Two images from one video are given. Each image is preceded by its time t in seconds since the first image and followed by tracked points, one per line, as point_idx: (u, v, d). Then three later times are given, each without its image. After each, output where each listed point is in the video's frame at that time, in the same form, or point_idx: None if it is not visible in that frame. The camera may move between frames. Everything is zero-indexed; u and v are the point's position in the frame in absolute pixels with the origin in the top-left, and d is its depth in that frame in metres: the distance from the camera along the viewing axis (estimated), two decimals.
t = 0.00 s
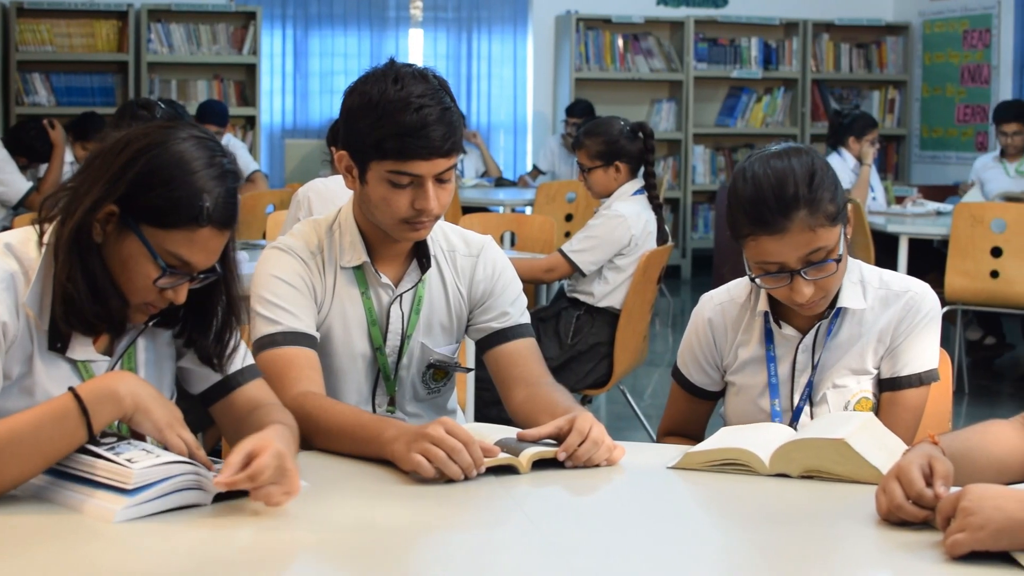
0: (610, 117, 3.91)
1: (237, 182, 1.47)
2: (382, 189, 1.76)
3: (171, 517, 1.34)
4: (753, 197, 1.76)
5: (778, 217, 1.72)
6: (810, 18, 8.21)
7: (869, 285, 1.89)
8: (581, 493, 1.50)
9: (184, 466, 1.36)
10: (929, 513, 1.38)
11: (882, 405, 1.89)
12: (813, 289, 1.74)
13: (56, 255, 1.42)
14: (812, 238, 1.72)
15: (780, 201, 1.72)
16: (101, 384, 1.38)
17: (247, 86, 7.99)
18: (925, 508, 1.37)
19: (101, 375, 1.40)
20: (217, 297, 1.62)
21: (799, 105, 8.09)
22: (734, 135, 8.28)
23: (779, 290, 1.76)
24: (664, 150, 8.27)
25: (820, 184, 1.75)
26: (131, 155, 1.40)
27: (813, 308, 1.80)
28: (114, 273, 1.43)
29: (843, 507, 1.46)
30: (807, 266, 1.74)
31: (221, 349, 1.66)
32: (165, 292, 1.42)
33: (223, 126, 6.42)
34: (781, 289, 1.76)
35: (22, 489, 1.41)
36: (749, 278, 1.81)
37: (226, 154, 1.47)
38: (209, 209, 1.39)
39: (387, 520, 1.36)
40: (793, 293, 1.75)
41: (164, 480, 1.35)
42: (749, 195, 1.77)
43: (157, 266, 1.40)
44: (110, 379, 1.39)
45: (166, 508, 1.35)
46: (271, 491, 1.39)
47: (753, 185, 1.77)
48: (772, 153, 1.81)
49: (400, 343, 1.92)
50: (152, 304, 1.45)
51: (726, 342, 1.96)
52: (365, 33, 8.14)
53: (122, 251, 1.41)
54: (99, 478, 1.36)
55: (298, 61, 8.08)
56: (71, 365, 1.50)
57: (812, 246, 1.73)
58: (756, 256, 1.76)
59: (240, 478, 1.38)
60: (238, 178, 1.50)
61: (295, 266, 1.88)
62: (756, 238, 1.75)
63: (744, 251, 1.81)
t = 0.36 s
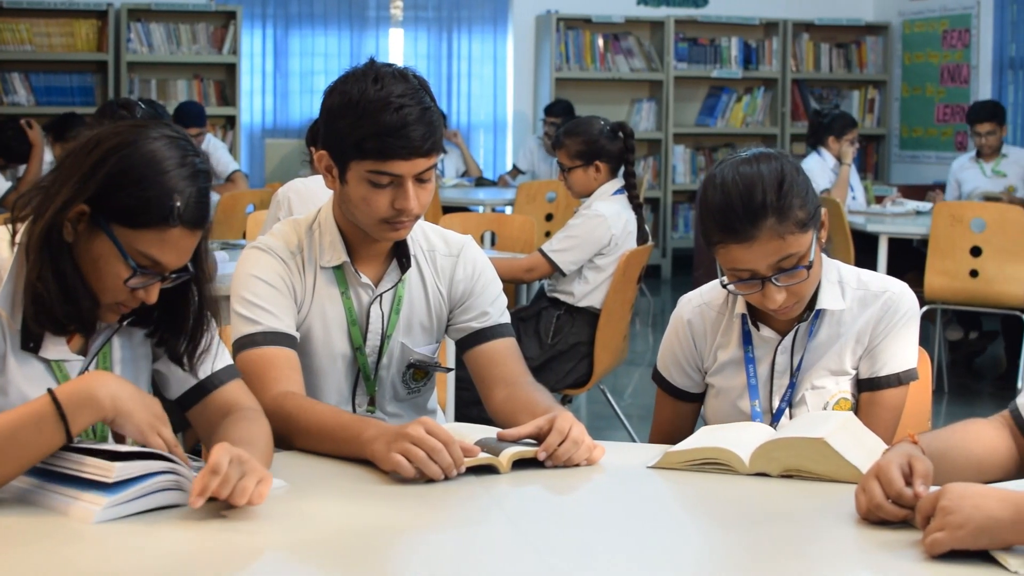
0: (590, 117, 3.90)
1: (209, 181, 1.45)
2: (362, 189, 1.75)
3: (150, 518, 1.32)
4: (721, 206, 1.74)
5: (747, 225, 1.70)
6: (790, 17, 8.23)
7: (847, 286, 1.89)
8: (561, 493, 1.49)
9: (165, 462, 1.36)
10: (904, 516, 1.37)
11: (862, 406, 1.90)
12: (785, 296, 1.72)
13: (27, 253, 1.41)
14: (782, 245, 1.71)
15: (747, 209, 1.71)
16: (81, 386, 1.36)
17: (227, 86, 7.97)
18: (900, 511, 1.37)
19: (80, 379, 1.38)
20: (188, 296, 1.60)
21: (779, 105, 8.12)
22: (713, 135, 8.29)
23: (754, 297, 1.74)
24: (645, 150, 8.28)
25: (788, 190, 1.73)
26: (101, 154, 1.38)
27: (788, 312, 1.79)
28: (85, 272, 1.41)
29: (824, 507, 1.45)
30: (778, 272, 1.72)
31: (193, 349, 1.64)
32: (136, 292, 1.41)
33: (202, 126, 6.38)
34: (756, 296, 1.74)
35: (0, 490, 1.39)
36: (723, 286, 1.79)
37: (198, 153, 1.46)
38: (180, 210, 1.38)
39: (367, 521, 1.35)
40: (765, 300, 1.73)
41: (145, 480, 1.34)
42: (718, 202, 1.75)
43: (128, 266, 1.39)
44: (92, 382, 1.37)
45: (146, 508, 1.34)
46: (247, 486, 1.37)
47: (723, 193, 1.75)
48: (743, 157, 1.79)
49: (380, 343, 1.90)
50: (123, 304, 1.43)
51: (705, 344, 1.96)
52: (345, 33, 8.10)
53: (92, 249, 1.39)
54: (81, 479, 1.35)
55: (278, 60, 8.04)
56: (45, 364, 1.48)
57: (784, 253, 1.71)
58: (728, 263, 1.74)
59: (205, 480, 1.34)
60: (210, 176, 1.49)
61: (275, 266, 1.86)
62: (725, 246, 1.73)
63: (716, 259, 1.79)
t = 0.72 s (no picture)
0: (568, 116, 3.90)
1: (186, 184, 1.44)
2: (340, 188, 1.73)
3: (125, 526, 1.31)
4: (694, 212, 1.72)
5: (721, 232, 1.69)
6: (768, 18, 8.26)
7: (824, 286, 1.89)
8: (540, 493, 1.49)
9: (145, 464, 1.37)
10: (876, 519, 1.37)
11: (839, 406, 1.90)
12: (758, 302, 1.72)
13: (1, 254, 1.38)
14: (756, 252, 1.70)
15: (721, 217, 1.69)
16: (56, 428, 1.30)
17: (205, 86, 7.94)
18: (872, 514, 1.37)
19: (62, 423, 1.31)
20: (167, 295, 1.60)
21: (757, 105, 8.14)
22: (691, 135, 8.31)
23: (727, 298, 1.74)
24: (622, 149, 8.29)
25: (762, 196, 1.71)
26: (78, 154, 1.36)
27: (761, 316, 1.80)
28: (59, 272, 1.39)
29: (802, 505, 1.45)
30: (751, 278, 1.71)
31: (172, 349, 1.62)
32: (111, 294, 1.40)
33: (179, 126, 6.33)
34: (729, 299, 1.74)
35: None
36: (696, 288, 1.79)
37: (175, 156, 1.44)
38: (157, 212, 1.37)
39: (344, 523, 1.34)
40: (739, 305, 1.74)
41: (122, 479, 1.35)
42: (693, 208, 1.72)
43: (102, 268, 1.37)
44: (60, 432, 1.29)
45: (123, 510, 1.35)
46: (235, 476, 1.40)
47: (695, 199, 1.73)
48: (717, 161, 1.76)
49: (358, 342, 1.89)
50: (98, 305, 1.42)
51: (684, 343, 1.95)
52: (322, 33, 8.06)
53: (68, 250, 1.37)
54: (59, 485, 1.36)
55: (256, 60, 7.99)
56: (21, 363, 1.47)
57: (757, 260, 1.70)
58: (701, 268, 1.73)
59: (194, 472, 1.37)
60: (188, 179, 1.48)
61: (252, 266, 1.84)
62: (699, 253, 1.71)
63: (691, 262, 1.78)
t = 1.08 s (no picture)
0: (551, 116, 3.89)
1: (166, 186, 1.41)
2: (322, 188, 1.72)
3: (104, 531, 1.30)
4: (678, 216, 1.71)
5: (706, 237, 1.68)
6: (750, 18, 8.28)
7: (805, 287, 1.89)
8: (523, 493, 1.48)
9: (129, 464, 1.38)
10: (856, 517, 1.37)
11: (821, 405, 1.90)
12: (744, 305, 1.72)
13: None
14: (742, 256, 1.69)
15: (706, 221, 1.68)
16: (41, 493, 1.27)
17: (188, 85, 7.91)
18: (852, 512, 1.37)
19: (43, 488, 1.28)
20: (148, 300, 1.59)
21: (740, 105, 8.16)
22: (673, 134, 8.32)
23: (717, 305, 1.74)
24: (605, 149, 8.29)
25: (748, 200, 1.71)
26: (54, 152, 1.35)
27: (747, 318, 1.79)
28: (30, 269, 1.38)
29: (785, 504, 1.45)
30: (738, 282, 1.71)
31: (151, 354, 1.62)
32: (81, 293, 1.38)
33: (162, 124, 6.30)
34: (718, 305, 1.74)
35: None
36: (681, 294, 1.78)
37: (154, 156, 1.41)
38: (129, 213, 1.34)
39: (327, 524, 1.33)
40: (726, 308, 1.73)
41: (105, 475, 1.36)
42: (676, 213, 1.72)
43: (70, 266, 1.35)
44: (49, 510, 1.27)
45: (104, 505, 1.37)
46: (225, 475, 1.40)
47: (679, 204, 1.72)
48: (700, 164, 1.75)
49: (340, 342, 1.88)
50: (69, 303, 1.40)
51: (665, 344, 1.94)
52: (305, 32, 8.03)
53: (39, 247, 1.36)
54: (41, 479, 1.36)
55: (238, 60, 7.96)
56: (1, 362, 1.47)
57: (744, 264, 1.70)
58: (687, 273, 1.72)
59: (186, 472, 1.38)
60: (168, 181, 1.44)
61: (233, 266, 1.83)
62: (684, 258, 1.71)
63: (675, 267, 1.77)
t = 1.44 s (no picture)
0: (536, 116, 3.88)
1: (153, 186, 1.40)
2: (307, 189, 1.71)
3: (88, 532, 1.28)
4: (664, 218, 1.71)
5: (693, 238, 1.68)
6: (736, 17, 8.30)
7: (789, 287, 1.89)
8: (509, 492, 1.48)
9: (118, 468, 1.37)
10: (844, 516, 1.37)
11: (806, 405, 1.91)
12: (731, 306, 1.72)
13: None
14: (728, 257, 1.69)
15: (692, 222, 1.68)
16: (25, 497, 1.26)
17: (173, 85, 7.89)
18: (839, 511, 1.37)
19: (26, 491, 1.27)
20: (133, 303, 1.57)
21: (725, 105, 8.17)
22: (659, 134, 8.33)
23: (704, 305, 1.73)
24: (590, 148, 8.30)
25: (733, 200, 1.71)
26: (41, 153, 1.33)
27: (733, 318, 1.80)
28: (18, 270, 1.37)
29: (770, 503, 1.45)
30: (725, 283, 1.71)
31: (137, 354, 1.60)
32: (70, 294, 1.37)
33: (147, 123, 6.26)
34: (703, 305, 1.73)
35: None
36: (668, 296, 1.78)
37: (141, 157, 1.40)
38: (117, 214, 1.33)
39: (312, 524, 1.32)
40: (712, 310, 1.73)
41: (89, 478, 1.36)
42: (662, 215, 1.71)
43: (59, 267, 1.35)
44: (31, 512, 1.26)
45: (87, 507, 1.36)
46: (219, 483, 1.39)
47: (664, 206, 1.72)
48: (684, 166, 1.75)
49: (325, 343, 1.87)
50: (58, 304, 1.39)
51: (650, 345, 1.94)
52: (291, 32, 8.01)
53: (27, 249, 1.35)
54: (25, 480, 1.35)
55: (224, 60, 7.93)
56: None
57: (731, 265, 1.70)
58: (672, 275, 1.72)
59: (183, 476, 1.37)
60: (156, 182, 1.43)
61: (219, 267, 1.82)
62: (670, 260, 1.70)
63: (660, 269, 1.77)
